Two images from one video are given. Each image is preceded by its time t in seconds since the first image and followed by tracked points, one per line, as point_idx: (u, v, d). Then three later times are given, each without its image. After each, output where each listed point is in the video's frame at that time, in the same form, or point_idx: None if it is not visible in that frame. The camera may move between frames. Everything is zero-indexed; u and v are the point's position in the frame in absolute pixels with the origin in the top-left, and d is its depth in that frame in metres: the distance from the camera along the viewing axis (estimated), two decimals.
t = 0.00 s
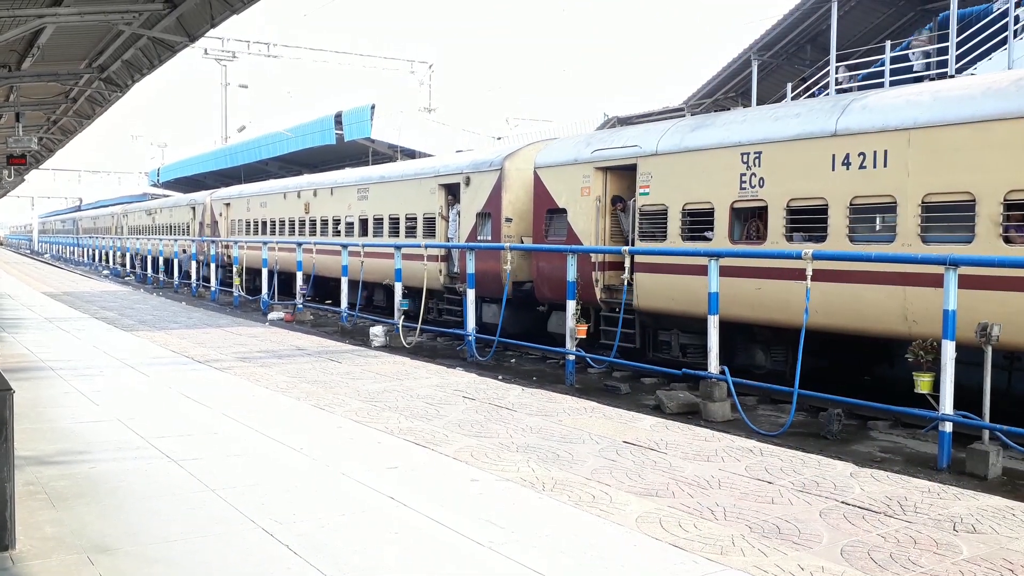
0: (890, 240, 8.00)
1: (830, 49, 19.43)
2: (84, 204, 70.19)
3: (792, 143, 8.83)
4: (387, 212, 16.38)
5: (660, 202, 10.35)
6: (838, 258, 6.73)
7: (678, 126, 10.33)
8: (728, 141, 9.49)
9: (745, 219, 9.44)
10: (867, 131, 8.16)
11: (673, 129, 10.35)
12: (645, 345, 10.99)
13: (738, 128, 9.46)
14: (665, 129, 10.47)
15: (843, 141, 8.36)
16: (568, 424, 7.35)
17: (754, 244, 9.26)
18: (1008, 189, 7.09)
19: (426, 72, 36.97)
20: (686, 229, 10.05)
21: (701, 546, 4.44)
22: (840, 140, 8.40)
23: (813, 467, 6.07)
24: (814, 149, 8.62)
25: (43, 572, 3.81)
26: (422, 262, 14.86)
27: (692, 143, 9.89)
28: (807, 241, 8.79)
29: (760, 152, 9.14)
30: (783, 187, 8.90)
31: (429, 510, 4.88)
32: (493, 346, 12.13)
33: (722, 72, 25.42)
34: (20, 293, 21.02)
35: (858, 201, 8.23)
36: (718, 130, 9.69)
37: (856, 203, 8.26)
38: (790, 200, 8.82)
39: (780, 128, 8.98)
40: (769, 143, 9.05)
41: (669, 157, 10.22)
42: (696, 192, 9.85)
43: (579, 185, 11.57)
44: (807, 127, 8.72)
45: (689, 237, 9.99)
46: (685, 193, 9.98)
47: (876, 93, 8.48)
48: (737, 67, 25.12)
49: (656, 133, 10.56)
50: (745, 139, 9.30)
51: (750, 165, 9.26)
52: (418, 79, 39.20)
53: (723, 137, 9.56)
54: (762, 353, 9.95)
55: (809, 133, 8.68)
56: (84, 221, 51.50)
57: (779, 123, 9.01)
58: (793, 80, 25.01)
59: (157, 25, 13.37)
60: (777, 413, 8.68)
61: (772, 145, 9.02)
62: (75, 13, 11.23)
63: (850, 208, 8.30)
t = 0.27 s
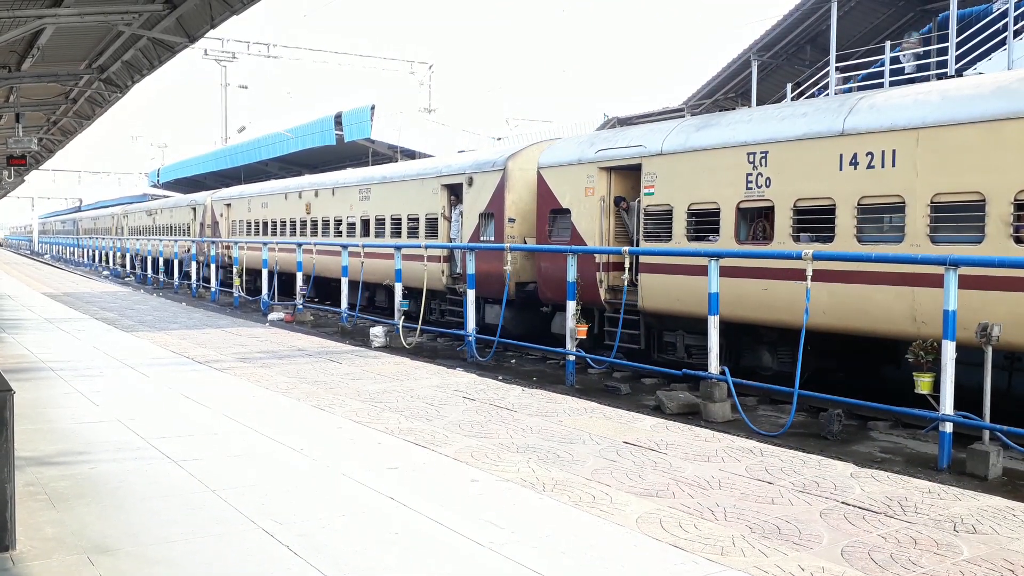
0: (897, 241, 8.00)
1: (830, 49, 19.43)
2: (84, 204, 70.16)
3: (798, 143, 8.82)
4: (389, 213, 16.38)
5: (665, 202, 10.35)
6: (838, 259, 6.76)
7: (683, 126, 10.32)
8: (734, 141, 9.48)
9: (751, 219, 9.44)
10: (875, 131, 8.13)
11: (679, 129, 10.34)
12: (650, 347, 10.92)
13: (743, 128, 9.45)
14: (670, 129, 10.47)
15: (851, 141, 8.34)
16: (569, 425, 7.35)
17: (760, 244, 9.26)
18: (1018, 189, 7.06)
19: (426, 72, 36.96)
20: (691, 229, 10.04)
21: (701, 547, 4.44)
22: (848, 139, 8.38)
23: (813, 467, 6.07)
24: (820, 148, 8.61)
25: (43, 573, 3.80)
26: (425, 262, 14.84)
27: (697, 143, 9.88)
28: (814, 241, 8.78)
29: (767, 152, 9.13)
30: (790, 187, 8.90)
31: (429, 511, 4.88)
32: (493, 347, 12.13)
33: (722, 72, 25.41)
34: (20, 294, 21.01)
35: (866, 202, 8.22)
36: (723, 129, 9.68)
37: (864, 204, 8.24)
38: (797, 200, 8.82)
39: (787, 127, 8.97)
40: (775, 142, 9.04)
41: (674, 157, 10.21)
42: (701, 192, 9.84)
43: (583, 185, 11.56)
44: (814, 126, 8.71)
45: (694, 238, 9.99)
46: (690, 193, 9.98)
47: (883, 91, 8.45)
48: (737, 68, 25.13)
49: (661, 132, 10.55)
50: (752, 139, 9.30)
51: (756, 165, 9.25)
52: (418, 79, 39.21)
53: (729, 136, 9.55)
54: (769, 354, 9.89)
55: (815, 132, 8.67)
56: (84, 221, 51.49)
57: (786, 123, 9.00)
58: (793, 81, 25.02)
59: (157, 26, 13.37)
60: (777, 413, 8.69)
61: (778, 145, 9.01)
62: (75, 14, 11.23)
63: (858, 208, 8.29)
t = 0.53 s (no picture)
0: (905, 242, 7.98)
1: (830, 50, 19.43)
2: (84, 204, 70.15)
3: (806, 143, 8.80)
4: (391, 213, 16.39)
5: (670, 202, 10.34)
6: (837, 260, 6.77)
7: (689, 125, 10.31)
8: (740, 141, 9.47)
9: (758, 219, 9.43)
10: (884, 130, 8.11)
11: (685, 128, 10.33)
12: (655, 347, 10.86)
13: (750, 127, 9.44)
14: (676, 128, 10.46)
15: (859, 140, 8.32)
16: (569, 425, 7.35)
17: (767, 244, 9.25)
18: None
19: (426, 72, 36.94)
20: (697, 230, 10.03)
21: (701, 547, 4.44)
22: (856, 139, 8.37)
23: (813, 467, 6.07)
24: (828, 148, 8.60)
25: (43, 573, 3.80)
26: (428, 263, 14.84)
27: (703, 143, 9.87)
28: (821, 241, 8.76)
29: (774, 152, 9.12)
30: (797, 187, 8.88)
31: (429, 511, 4.88)
32: (493, 347, 12.13)
33: (722, 73, 25.41)
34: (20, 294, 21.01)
35: (874, 202, 8.20)
36: (730, 129, 9.68)
37: (872, 204, 8.22)
38: (805, 200, 8.80)
39: (794, 127, 8.96)
40: (782, 142, 9.03)
41: (680, 157, 10.21)
42: (707, 192, 9.83)
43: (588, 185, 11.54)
44: (822, 126, 8.69)
45: (700, 238, 9.98)
46: (696, 194, 9.97)
47: (892, 91, 8.43)
48: (737, 68, 25.14)
49: (666, 132, 10.54)
50: (758, 138, 9.28)
51: (763, 164, 9.24)
52: (419, 80, 39.22)
53: (735, 136, 9.54)
54: (775, 355, 9.91)
55: (823, 132, 8.65)
56: (84, 221, 51.49)
57: (793, 122, 8.98)
58: (793, 81, 25.03)
59: (158, 26, 13.38)
60: (777, 413, 8.69)
61: (786, 144, 9.00)
62: (76, 14, 11.22)
63: (866, 208, 8.27)
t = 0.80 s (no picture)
0: (914, 241, 7.93)
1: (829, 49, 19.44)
2: (82, 203, 70.07)
3: (812, 141, 8.76)
4: (392, 212, 16.38)
5: (675, 201, 10.30)
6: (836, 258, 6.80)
7: (693, 124, 10.27)
8: (745, 139, 9.42)
9: (764, 218, 9.39)
10: (891, 129, 8.07)
11: (689, 127, 10.29)
12: (660, 348, 10.86)
13: (755, 126, 9.39)
14: (680, 127, 10.42)
15: (866, 139, 8.28)
16: (568, 424, 7.35)
17: (773, 244, 9.21)
18: None
19: (425, 72, 36.94)
20: (702, 229, 10.00)
21: (700, 546, 4.44)
22: (862, 138, 8.33)
23: (811, 467, 6.07)
24: (835, 147, 8.55)
25: (42, 573, 3.80)
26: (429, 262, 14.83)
27: (708, 141, 9.83)
28: (828, 240, 8.74)
29: (779, 150, 9.07)
30: (803, 186, 8.84)
31: (428, 510, 4.88)
32: (492, 346, 12.13)
33: (721, 72, 25.41)
34: (19, 293, 20.99)
35: (881, 201, 8.15)
36: (734, 127, 9.63)
37: (879, 203, 8.18)
38: (811, 199, 8.76)
39: (800, 125, 8.92)
40: (788, 141, 8.98)
41: (684, 156, 10.16)
42: (712, 191, 9.78)
43: (590, 184, 11.53)
44: (828, 124, 8.64)
45: (705, 238, 9.94)
46: (700, 193, 9.93)
47: (899, 89, 8.40)
48: (736, 68, 25.15)
49: (670, 130, 10.50)
50: (764, 137, 9.24)
51: (769, 163, 9.19)
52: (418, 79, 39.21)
53: (740, 135, 9.49)
54: (781, 356, 9.91)
55: (829, 130, 8.61)
56: (83, 220, 51.48)
57: (799, 121, 8.94)
58: (792, 81, 25.04)
59: (157, 25, 13.36)
60: (776, 413, 8.69)
61: (791, 143, 8.95)
62: (75, 13, 11.20)
63: (873, 208, 8.23)
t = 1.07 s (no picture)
0: (924, 239, 7.81)
1: (830, 47, 19.43)
2: (83, 201, 70.06)
3: (821, 138, 8.66)
4: (395, 210, 16.38)
5: (681, 198, 10.21)
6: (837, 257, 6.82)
7: (700, 121, 10.20)
8: (753, 136, 9.32)
9: (771, 216, 9.29)
10: (901, 126, 7.96)
11: (695, 124, 10.22)
12: (664, 346, 10.85)
13: (763, 123, 9.30)
14: (686, 124, 10.35)
15: (876, 136, 8.17)
16: (568, 422, 7.36)
17: (781, 242, 9.11)
18: None
19: (426, 69, 36.92)
20: (708, 227, 9.90)
21: (700, 544, 4.44)
22: (872, 135, 8.22)
23: (812, 465, 6.07)
24: (844, 144, 8.45)
25: (43, 570, 3.80)
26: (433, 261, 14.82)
27: (715, 138, 9.75)
28: (836, 238, 8.62)
29: (787, 147, 8.97)
30: (812, 183, 8.74)
31: (429, 508, 4.88)
32: (493, 344, 12.12)
33: (721, 70, 25.41)
34: (20, 291, 21.00)
35: (891, 198, 8.04)
36: (742, 124, 9.54)
37: (889, 201, 8.07)
38: (819, 197, 8.66)
39: (808, 122, 8.82)
40: (796, 137, 8.88)
41: (690, 153, 10.08)
42: (718, 188, 9.69)
43: (596, 181, 11.50)
44: (838, 121, 8.54)
45: (711, 235, 9.85)
46: (707, 190, 9.83)
47: (910, 85, 8.28)
48: (737, 65, 25.13)
49: (676, 127, 10.44)
50: (772, 134, 9.13)
51: (777, 160, 9.09)
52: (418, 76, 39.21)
53: (748, 131, 9.39)
54: (788, 354, 9.89)
55: (838, 127, 8.51)
56: (84, 218, 51.54)
57: (808, 118, 8.85)
58: (793, 78, 25.03)
59: (157, 23, 13.35)
60: (776, 411, 8.67)
61: (800, 140, 8.85)
62: (75, 10, 11.19)
63: (883, 205, 8.12)
